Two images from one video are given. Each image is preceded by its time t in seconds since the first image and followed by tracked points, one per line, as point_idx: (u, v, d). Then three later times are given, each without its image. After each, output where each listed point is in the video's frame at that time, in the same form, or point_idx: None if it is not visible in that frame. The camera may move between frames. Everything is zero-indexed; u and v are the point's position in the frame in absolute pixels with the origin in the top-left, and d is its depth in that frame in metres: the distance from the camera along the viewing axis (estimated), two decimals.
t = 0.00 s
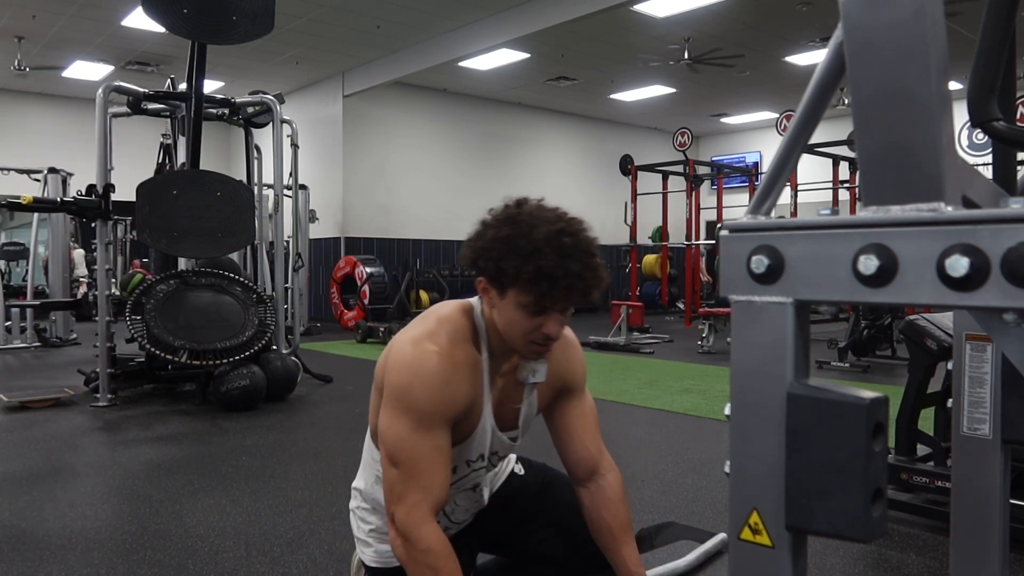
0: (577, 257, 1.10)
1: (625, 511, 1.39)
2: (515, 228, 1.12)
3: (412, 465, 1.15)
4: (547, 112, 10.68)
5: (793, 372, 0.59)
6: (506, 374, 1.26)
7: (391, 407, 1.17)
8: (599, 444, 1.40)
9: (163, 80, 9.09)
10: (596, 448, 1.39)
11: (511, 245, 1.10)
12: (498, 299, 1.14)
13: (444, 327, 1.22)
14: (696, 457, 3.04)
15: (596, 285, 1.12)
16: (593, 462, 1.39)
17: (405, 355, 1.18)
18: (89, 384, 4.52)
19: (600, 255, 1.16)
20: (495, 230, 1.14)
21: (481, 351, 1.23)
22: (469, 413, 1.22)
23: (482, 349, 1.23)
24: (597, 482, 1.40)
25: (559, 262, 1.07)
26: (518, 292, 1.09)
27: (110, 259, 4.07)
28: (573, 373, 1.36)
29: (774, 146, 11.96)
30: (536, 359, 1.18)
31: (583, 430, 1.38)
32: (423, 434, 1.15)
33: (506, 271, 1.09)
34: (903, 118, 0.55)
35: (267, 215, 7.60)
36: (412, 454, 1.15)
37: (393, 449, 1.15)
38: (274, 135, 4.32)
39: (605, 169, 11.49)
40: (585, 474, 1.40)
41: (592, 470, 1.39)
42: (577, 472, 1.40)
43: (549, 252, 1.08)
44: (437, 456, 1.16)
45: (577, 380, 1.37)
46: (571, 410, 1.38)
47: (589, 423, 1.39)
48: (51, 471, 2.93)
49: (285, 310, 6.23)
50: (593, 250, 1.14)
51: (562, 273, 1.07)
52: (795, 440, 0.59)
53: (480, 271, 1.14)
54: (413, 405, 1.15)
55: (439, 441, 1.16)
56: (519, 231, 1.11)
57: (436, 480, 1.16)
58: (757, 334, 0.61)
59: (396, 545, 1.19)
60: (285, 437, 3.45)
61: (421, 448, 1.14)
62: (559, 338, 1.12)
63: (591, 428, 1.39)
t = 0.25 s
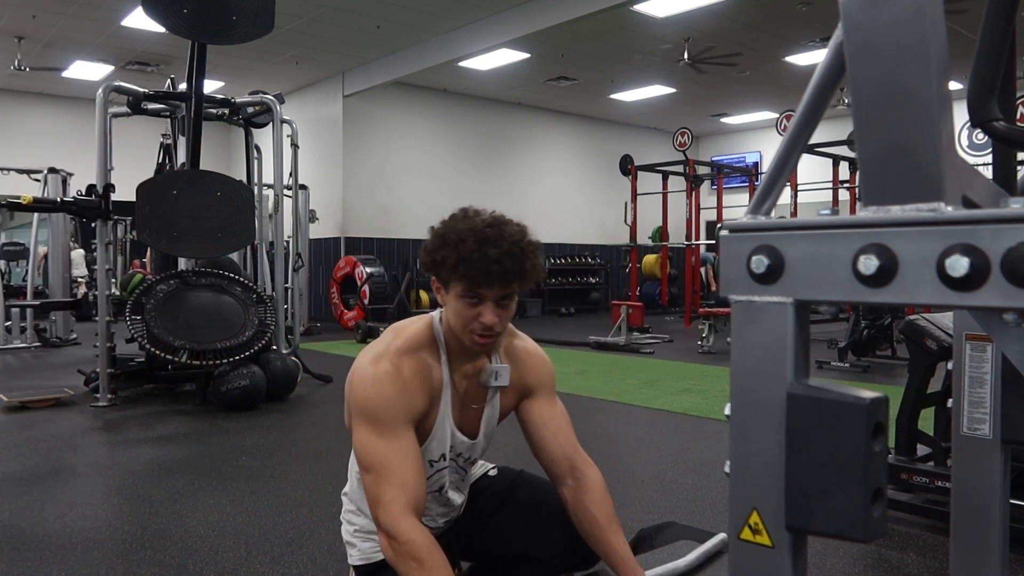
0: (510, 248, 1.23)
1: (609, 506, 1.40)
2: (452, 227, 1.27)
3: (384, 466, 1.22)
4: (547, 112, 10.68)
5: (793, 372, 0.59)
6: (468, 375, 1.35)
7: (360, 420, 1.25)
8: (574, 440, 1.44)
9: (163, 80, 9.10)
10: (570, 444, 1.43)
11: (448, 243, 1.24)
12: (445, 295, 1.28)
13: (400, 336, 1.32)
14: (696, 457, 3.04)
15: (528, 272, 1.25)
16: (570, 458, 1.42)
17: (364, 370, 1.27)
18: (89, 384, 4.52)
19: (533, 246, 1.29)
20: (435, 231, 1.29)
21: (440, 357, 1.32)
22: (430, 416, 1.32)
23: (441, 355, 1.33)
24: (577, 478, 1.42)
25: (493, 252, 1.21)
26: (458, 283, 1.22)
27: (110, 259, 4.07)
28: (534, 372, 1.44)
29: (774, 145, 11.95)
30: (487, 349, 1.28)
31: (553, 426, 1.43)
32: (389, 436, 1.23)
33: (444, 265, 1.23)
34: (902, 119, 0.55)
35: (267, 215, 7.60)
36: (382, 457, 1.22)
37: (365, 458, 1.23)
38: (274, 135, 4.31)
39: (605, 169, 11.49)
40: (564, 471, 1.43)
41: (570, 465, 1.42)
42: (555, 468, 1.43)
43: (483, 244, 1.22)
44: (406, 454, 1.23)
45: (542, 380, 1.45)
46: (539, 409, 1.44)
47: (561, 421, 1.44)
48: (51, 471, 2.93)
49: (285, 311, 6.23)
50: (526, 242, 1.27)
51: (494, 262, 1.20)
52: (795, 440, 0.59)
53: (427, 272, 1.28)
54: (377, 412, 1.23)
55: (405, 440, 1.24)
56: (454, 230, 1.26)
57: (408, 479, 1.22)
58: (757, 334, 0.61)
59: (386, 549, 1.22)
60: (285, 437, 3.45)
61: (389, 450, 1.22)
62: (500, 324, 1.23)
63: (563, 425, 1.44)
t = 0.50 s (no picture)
0: (479, 235, 1.31)
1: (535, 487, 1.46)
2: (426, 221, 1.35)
3: (360, 459, 1.24)
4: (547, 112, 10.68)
5: (793, 372, 0.59)
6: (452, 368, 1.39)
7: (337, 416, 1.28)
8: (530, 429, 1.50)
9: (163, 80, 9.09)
10: (525, 430, 1.49)
11: (423, 233, 1.32)
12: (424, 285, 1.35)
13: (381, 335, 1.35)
14: (696, 458, 3.04)
15: (497, 255, 1.32)
16: (518, 444, 1.49)
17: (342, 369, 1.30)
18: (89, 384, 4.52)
19: (503, 236, 1.37)
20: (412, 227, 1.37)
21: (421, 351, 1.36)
22: (412, 415, 1.32)
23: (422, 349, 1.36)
24: (520, 460, 1.48)
25: (463, 237, 1.29)
26: (433, 270, 1.29)
27: (110, 259, 4.07)
28: (511, 365, 1.49)
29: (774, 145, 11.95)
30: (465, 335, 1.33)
31: (514, 416, 1.48)
32: (365, 430, 1.25)
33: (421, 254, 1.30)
34: (903, 119, 0.55)
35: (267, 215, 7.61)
36: (359, 450, 1.25)
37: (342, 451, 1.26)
38: (274, 135, 4.31)
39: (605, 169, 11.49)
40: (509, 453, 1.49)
41: (518, 451, 1.49)
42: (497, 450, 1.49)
43: (455, 230, 1.31)
44: (381, 448, 1.25)
45: (517, 373, 1.50)
46: (509, 402, 1.48)
47: (524, 412, 1.50)
48: (51, 471, 2.93)
49: (285, 311, 6.23)
50: (496, 232, 1.35)
51: (464, 246, 1.28)
52: (796, 440, 0.59)
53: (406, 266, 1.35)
54: (353, 408, 1.25)
55: (381, 435, 1.26)
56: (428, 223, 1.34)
57: (382, 469, 1.24)
58: (755, 333, 0.61)
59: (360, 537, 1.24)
60: (284, 437, 3.45)
61: (365, 444, 1.25)
62: (475, 305, 1.30)
63: (524, 415, 1.49)
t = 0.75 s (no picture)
0: (487, 226, 1.33)
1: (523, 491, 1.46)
2: (435, 214, 1.36)
3: (360, 449, 1.26)
4: (547, 112, 10.68)
5: (793, 372, 0.59)
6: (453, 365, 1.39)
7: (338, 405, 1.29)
8: (524, 431, 1.51)
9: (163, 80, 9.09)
10: (516, 432, 1.50)
11: (432, 223, 1.34)
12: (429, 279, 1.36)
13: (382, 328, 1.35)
14: (696, 458, 3.04)
15: (504, 247, 1.34)
16: (510, 447, 1.50)
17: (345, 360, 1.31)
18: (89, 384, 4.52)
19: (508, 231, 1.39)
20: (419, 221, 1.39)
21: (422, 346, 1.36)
22: (411, 407, 1.33)
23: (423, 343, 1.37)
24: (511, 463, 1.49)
25: (473, 227, 1.31)
26: (441, 261, 1.31)
27: (109, 259, 4.07)
28: (510, 367, 1.49)
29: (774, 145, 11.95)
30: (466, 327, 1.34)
31: (506, 417, 1.49)
32: (366, 421, 1.26)
33: (431, 242, 1.32)
34: (904, 119, 0.55)
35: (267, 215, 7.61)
36: (358, 441, 1.26)
37: (342, 440, 1.27)
38: (274, 135, 4.31)
39: (605, 169, 11.49)
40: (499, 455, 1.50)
41: (509, 453, 1.49)
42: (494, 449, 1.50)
43: (464, 222, 1.33)
44: (380, 440, 1.27)
45: (515, 375, 1.49)
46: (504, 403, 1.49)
47: (519, 415, 1.50)
48: (51, 471, 2.93)
49: (285, 311, 6.23)
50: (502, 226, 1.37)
51: (474, 235, 1.30)
52: (796, 440, 0.59)
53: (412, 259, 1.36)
54: (355, 398, 1.27)
55: (381, 427, 1.27)
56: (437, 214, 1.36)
57: (380, 461, 1.26)
58: (755, 333, 0.61)
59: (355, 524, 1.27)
60: (284, 437, 3.45)
61: (365, 435, 1.26)
62: (481, 296, 1.32)
63: (517, 417, 1.50)
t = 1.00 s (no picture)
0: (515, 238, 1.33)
1: (533, 493, 1.45)
2: (466, 219, 1.35)
3: (372, 442, 1.25)
4: (547, 112, 10.68)
5: (793, 371, 0.59)
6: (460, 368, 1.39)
7: (348, 399, 1.28)
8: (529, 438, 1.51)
9: (163, 80, 9.09)
10: (523, 438, 1.50)
11: (462, 232, 1.32)
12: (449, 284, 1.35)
13: (391, 327, 1.36)
14: (695, 458, 3.04)
15: (531, 261, 1.34)
16: (516, 452, 1.49)
17: (356, 355, 1.31)
18: (89, 384, 4.52)
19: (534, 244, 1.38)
20: (445, 224, 1.36)
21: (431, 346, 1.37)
22: (419, 405, 1.33)
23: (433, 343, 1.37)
24: (518, 469, 1.48)
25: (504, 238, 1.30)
26: (468, 269, 1.30)
27: (109, 259, 4.07)
28: (516, 375, 1.49)
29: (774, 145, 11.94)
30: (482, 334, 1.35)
31: (512, 424, 1.49)
32: (378, 415, 1.26)
33: (460, 251, 1.30)
34: (902, 119, 0.55)
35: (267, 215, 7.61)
36: (371, 433, 1.26)
37: (353, 433, 1.26)
38: (274, 135, 4.31)
39: (605, 169, 11.49)
40: (505, 461, 1.49)
41: (515, 460, 1.49)
42: (499, 454, 1.50)
43: (498, 235, 1.32)
44: (391, 435, 1.27)
45: (521, 384, 1.50)
46: (509, 410, 1.49)
47: (524, 422, 1.50)
48: (51, 471, 2.93)
49: (285, 310, 6.23)
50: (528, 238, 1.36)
51: (509, 249, 1.30)
52: (795, 440, 0.59)
53: (434, 261, 1.35)
54: (367, 392, 1.27)
55: (392, 422, 1.27)
56: (466, 222, 1.34)
57: (391, 457, 1.26)
58: (756, 334, 0.61)
59: (365, 521, 1.26)
60: (284, 437, 3.45)
61: (377, 428, 1.26)
62: (504, 307, 1.32)
63: (523, 424, 1.50)
